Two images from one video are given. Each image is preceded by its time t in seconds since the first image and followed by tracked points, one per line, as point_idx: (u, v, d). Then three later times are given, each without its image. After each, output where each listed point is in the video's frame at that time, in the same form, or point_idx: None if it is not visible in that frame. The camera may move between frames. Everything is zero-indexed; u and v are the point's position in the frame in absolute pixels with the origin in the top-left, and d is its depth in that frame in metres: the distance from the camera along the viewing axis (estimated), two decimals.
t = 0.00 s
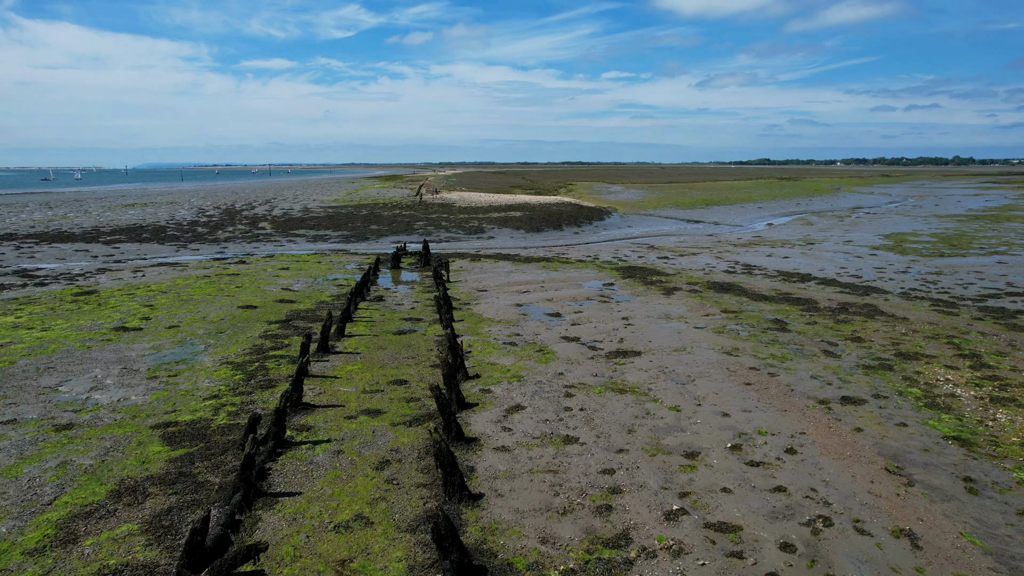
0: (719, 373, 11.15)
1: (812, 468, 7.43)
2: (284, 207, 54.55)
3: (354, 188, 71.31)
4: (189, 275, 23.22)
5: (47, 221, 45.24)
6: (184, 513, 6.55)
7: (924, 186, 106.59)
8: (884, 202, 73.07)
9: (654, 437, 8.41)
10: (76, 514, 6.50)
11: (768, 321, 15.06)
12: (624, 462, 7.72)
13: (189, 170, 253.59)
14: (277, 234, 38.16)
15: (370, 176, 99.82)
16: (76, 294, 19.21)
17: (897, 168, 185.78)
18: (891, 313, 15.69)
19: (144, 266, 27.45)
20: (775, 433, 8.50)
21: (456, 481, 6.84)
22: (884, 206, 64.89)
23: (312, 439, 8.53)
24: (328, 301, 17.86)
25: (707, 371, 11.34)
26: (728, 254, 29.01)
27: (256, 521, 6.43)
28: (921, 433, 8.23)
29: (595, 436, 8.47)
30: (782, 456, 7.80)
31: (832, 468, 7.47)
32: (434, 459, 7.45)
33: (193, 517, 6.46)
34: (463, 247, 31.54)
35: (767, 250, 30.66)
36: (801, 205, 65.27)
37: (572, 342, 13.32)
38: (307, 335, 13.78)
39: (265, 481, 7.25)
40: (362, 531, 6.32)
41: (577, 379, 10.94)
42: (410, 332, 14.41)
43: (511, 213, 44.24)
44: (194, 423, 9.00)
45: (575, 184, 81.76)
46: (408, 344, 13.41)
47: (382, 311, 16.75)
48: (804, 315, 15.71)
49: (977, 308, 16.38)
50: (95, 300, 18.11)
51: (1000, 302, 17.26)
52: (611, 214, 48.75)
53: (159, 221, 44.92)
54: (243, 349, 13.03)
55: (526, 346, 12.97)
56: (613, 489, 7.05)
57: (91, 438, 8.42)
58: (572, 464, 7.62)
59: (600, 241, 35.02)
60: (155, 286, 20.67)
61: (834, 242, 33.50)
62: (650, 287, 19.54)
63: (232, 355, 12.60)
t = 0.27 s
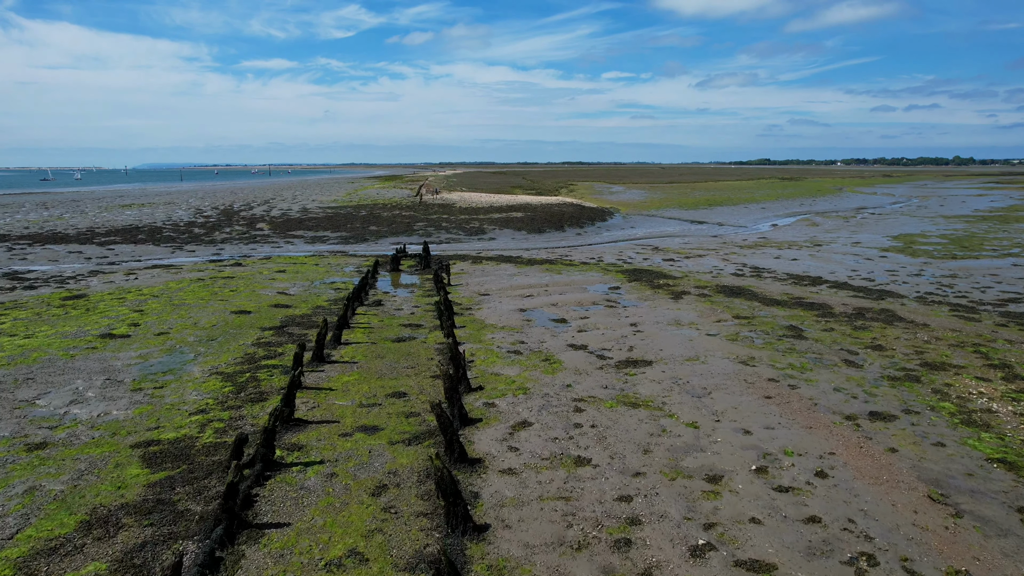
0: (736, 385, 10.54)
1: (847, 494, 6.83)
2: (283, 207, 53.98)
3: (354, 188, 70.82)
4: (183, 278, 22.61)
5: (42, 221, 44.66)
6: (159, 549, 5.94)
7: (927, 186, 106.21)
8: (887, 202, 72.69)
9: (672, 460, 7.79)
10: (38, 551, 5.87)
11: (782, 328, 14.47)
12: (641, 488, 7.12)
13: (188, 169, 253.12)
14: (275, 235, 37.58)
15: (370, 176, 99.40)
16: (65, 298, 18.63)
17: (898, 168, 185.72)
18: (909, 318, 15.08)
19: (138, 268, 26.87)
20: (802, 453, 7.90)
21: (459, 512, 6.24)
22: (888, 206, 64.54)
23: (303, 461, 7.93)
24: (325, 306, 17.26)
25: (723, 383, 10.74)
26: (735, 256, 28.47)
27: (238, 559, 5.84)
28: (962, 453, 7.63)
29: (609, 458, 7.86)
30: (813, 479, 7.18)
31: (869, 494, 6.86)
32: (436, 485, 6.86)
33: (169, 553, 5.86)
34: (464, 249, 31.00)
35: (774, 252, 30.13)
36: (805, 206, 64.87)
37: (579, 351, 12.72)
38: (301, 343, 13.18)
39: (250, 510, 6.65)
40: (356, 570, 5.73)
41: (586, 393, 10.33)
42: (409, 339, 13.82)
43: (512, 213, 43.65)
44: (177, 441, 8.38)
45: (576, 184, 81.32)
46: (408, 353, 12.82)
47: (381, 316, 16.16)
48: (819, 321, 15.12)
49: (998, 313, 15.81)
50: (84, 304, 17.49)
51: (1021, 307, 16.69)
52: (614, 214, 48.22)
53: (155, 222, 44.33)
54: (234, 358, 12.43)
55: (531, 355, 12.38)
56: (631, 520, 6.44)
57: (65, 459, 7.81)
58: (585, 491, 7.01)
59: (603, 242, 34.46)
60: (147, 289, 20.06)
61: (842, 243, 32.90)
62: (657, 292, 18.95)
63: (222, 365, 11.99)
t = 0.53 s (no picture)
0: (755, 399, 9.91)
1: (891, 527, 6.21)
2: (282, 207, 53.41)
3: (354, 188, 70.35)
4: (176, 282, 22.00)
5: (36, 222, 44.09)
6: None
7: (930, 186, 105.64)
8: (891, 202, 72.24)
9: (693, 485, 7.17)
10: None
11: (798, 335, 13.88)
12: (661, 519, 6.52)
13: (187, 169, 252.96)
14: (272, 236, 36.98)
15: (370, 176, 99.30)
16: (52, 302, 18.03)
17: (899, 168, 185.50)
18: (930, 325, 14.49)
19: (132, 271, 26.28)
20: (834, 477, 7.28)
21: (463, 551, 5.65)
22: (892, 206, 64.17)
23: (293, 486, 7.31)
24: (321, 311, 16.67)
25: (741, 396, 10.14)
26: (741, 258, 27.93)
27: None
28: (1010, 478, 7.02)
29: (624, 483, 7.24)
30: (850, 508, 6.57)
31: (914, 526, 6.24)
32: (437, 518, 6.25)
33: None
34: (465, 251, 30.42)
35: (780, 254, 29.60)
36: (808, 206, 64.40)
37: (587, 361, 12.11)
38: (295, 353, 12.59)
39: (231, 547, 6.06)
40: None
41: (596, 408, 9.72)
42: (408, 348, 13.21)
43: (514, 214, 43.04)
44: (156, 463, 7.75)
45: (577, 184, 80.86)
46: (407, 363, 12.22)
47: (379, 322, 15.56)
48: (835, 328, 14.52)
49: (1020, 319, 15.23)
50: (71, 309, 16.87)
51: None
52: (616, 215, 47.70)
53: (152, 222, 43.74)
54: (224, 369, 11.82)
55: (537, 365, 11.77)
56: (653, 559, 5.86)
57: (32, 485, 7.18)
58: (601, 523, 6.41)
59: (606, 243, 33.89)
60: (137, 293, 19.44)
61: (850, 245, 32.30)
62: (665, 296, 18.35)
63: (211, 376, 11.38)
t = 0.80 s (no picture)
0: (777, 416, 9.26)
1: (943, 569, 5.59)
2: (281, 208, 52.82)
3: (353, 188, 69.75)
4: (169, 285, 21.39)
5: (31, 223, 43.46)
6: None
7: (933, 186, 105.11)
8: (896, 202, 71.62)
9: (718, 517, 6.55)
10: None
11: (816, 343, 13.26)
12: (686, 558, 5.91)
13: (187, 169, 252.44)
14: (270, 238, 36.36)
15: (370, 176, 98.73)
16: (39, 307, 17.40)
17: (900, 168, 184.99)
18: (952, 333, 13.87)
19: (125, 274, 25.65)
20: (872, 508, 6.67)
21: None
22: (897, 207, 63.58)
23: (280, 517, 6.69)
24: (318, 317, 16.07)
25: (762, 412, 9.53)
26: (748, 260, 27.33)
27: None
28: None
29: (642, 514, 6.62)
30: (894, 546, 5.96)
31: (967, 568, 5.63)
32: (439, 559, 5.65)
33: None
34: (466, 253, 29.81)
35: (788, 256, 28.99)
36: (812, 207, 63.78)
37: (595, 373, 11.48)
38: (288, 363, 11.95)
39: None
40: None
41: (607, 426, 9.08)
42: (407, 357, 12.58)
43: (515, 215, 42.41)
44: (132, 490, 7.11)
45: (578, 185, 80.28)
46: (405, 374, 11.59)
47: (377, 329, 14.92)
48: (854, 335, 13.91)
49: None
50: (58, 314, 16.25)
51: None
52: (619, 216, 47.10)
53: (148, 223, 43.13)
54: (212, 381, 11.17)
55: (544, 377, 11.16)
56: None
57: None
58: (619, 563, 5.81)
59: (610, 245, 33.29)
60: (128, 298, 18.82)
61: (859, 247, 31.66)
62: (673, 301, 17.70)
63: (198, 389, 10.73)
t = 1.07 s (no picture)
0: (802, 434, 8.63)
1: None
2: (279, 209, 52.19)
3: (353, 188, 69.13)
4: (161, 289, 20.73)
5: (24, 224, 42.78)
6: None
7: (935, 186, 104.60)
8: (899, 203, 71.12)
9: (749, 554, 5.96)
10: None
11: (835, 352, 12.65)
12: None
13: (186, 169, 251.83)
14: (267, 239, 35.71)
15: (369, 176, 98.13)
16: (23, 313, 16.75)
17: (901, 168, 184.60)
18: (977, 341, 13.26)
19: (117, 276, 25.03)
20: (918, 544, 6.07)
21: None
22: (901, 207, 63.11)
23: (265, 554, 6.08)
24: (313, 324, 15.43)
25: (785, 429, 8.91)
26: (756, 263, 26.73)
27: None
28: None
29: (665, 552, 6.04)
30: None
31: None
32: None
33: None
34: (467, 255, 29.19)
35: (796, 258, 28.40)
36: (816, 207, 63.23)
37: (604, 386, 10.87)
38: (280, 374, 11.34)
39: None
40: None
41: (621, 446, 8.47)
42: (405, 368, 11.98)
43: (516, 215, 41.80)
44: (103, 523, 6.47)
45: (579, 185, 79.71)
46: (404, 387, 11.00)
47: (374, 337, 14.31)
48: (874, 343, 13.29)
49: None
50: (42, 321, 15.60)
51: None
52: (622, 216, 46.51)
53: (144, 224, 42.46)
54: (199, 394, 10.53)
55: (551, 390, 10.56)
56: None
57: None
58: None
59: (613, 247, 32.69)
60: (117, 302, 18.16)
61: (867, 249, 31.06)
62: (682, 307, 17.07)
63: (184, 403, 10.10)
